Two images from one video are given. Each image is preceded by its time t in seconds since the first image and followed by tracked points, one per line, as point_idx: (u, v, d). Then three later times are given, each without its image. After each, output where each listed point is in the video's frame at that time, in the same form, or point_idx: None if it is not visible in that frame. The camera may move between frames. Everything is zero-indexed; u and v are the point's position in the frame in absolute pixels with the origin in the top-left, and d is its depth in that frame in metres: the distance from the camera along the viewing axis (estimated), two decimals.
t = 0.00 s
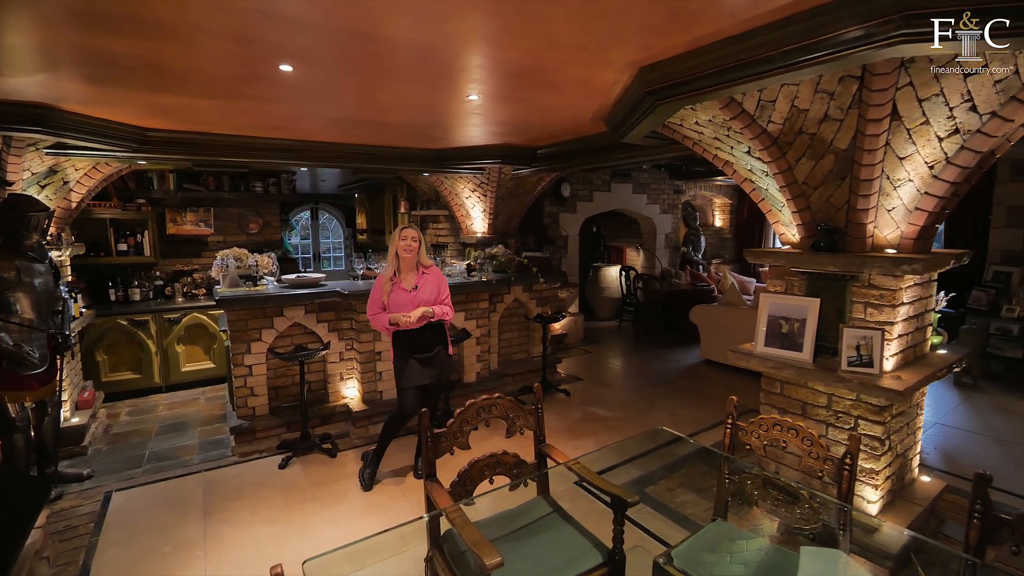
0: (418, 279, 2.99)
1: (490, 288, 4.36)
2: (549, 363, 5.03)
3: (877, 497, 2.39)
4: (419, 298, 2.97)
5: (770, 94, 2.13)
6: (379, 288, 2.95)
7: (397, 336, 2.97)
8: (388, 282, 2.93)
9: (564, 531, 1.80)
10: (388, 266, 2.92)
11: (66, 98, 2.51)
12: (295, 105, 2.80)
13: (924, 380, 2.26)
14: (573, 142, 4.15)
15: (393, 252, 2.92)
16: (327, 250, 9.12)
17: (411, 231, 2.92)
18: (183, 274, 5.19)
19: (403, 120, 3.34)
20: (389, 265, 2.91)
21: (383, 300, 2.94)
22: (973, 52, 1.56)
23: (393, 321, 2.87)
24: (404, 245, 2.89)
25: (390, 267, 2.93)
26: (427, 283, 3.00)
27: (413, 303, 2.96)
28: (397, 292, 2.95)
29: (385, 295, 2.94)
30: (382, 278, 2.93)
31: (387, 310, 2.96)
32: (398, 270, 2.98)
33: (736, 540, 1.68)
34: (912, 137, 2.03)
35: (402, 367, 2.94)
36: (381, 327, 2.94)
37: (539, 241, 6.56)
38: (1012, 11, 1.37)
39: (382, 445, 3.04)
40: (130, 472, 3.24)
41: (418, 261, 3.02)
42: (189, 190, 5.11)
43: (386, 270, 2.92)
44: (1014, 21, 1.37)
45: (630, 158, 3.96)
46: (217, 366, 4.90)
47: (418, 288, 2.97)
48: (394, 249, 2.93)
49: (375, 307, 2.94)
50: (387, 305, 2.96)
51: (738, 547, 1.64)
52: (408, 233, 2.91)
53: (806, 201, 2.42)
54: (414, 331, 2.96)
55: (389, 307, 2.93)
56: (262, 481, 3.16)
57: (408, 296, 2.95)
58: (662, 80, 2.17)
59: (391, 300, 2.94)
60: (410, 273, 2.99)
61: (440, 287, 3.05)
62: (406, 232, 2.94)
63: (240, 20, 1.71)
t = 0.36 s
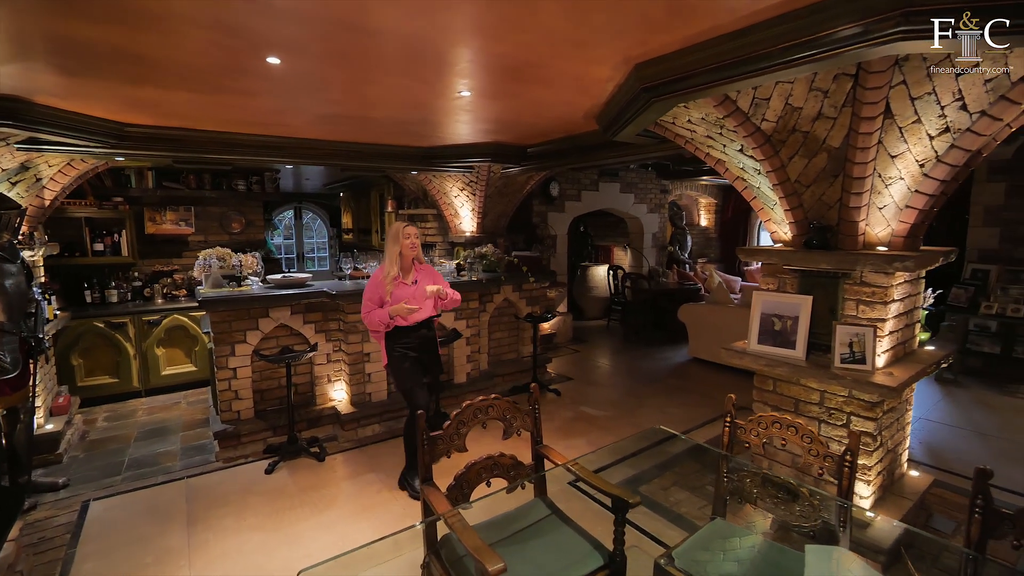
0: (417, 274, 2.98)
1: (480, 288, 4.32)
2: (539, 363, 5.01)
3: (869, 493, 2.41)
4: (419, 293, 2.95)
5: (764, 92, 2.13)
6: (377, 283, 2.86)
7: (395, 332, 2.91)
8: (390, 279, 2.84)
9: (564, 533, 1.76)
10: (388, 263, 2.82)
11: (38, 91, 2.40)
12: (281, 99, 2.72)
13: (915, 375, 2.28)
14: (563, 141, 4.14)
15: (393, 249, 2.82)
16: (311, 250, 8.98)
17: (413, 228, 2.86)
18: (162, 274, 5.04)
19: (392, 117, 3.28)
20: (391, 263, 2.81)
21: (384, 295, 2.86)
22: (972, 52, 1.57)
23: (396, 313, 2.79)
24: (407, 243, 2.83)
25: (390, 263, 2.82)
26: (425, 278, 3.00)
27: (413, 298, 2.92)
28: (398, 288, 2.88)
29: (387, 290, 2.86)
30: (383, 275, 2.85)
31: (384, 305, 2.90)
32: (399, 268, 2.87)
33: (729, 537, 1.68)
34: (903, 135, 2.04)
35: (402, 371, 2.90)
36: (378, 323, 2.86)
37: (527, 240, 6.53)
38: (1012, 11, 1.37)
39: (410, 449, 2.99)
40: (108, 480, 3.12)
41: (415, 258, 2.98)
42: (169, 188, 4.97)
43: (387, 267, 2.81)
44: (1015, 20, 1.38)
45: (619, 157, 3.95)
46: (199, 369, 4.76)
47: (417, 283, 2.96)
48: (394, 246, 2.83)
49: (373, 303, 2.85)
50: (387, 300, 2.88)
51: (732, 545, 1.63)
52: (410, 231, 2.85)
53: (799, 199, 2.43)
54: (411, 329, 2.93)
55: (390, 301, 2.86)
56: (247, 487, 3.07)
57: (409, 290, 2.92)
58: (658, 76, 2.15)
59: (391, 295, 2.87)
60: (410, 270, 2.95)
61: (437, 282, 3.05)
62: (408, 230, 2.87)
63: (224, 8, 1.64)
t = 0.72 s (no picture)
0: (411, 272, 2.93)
1: (470, 287, 4.28)
2: (528, 363, 4.98)
3: (862, 489, 2.43)
4: (415, 293, 2.91)
5: (760, 89, 2.12)
6: (372, 283, 2.79)
7: (390, 334, 2.84)
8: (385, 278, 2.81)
9: (564, 536, 1.72)
10: (382, 262, 2.80)
11: (6, 81, 2.28)
12: (266, 93, 2.64)
13: (908, 372, 2.30)
14: (554, 139, 4.11)
15: (387, 250, 2.80)
16: (294, 250, 8.84)
17: (405, 227, 2.80)
18: (140, 275, 4.88)
19: (381, 113, 3.20)
20: (383, 262, 2.80)
21: (380, 293, 2.80)
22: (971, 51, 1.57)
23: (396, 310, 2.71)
24: (399, 245, 2.78)
25: (384, 263, 2.81)
26: (420, 278, 2.95)
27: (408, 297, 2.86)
28: (394, 286, 2.83)
29: (383, 288, 2.80)
30: (377, 275, 2.80)
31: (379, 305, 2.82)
32: (393, 267, 2.85)
33: (721, 535, 1.65)
34: (897, 132, 2.05)
35: (398, 377, 2.83)
36: (374, 324, 2.76)
37: (516, 239, 6.50)
38: (1013, 11, 1.36)
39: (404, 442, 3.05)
40: (84, 489, 2.99)
41: (409, 258, 2.93)
42: (147, 186, 4.83)
43: (382, 266, 2.80)
44: (1016, 19, 1.37)
45: (609, 155, 3.95)
46: (180, 372, 4.62)
47: (413, 283, 2.91)
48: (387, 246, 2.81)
49: (369, 302, 2.78)
50: (381, 300, 2.81)
51: (726, 543, 1.61)
52: (402, 231, 2.79)
53: (792, 196, 2.44)
54: (405, 331, 2.87)
55: (386, 300, 2.79)
56: (232, 494, 2.97)
57: (405, 289, 2.86)
58: (654, 72, 2.12)
59: (387, 294, 2.81)
60: (404, 270, 2.91)
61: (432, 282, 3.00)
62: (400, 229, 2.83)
63: None
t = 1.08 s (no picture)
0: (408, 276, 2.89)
1: (459, 287, 4.22)
2: (518, 363, 4.93)
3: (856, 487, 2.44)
4: (413, 295, 2.88)
5: (755, 85, 2.10)
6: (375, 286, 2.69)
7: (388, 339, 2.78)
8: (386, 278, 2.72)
9: (563, 542, 1.68)
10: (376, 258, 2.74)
11: None
12: (249, 85, 2.54)
13: (901, 369, 2.31)
14: (543, 136, 4.07)
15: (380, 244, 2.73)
16: (277, 250, 8.65)
17: (398, 224, 2.74)
18: (115, 276, 4.70)
19: (368, 108, 3.12)
20: (379, 260, 2.72)
21: (383, 295, 2.70)
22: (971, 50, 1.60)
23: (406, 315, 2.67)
24: (392, 240, 2.71)
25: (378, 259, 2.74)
26: (416, 279, 2.93)
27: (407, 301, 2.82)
28: (394, 288, 2.77)
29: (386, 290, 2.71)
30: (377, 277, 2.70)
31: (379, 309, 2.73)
32: (392, 266, 2.78)
33: (716, 538, 1.64)
34: (891, 130, 2.05)
35: (393, 384, 2.77)
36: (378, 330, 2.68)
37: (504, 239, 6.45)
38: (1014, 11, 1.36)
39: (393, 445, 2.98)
40: (57, 500, 2.86)
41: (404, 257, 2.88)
42: (122, 183, 4.68)
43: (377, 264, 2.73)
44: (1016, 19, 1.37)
45: (599, 153, 3.92)
46: (157, 376, 4.47)
47: (410, 285, 2.88)
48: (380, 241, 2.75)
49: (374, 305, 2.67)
50: (383, 302, 2.72)
51: (720, 543, 1.60)
52: (395, 226, 2.73)
53: (786, 194, 2.43)
54: (400, 336, 2.83)
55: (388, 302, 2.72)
56: (214, 503, 2.86)
57: (405, 292, 2.82)
58: (650, 67, 2.09)
59: (388, 298, 2.73)
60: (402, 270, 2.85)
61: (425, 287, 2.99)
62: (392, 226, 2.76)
63: None
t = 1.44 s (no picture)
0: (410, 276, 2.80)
1: (447, 287, 4.15)
2: (507, 364, 4.88)
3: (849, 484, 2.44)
4: (415, 296, 2.79)
5: (750, 80, 2.07)
6: (376, 289, 2.60)
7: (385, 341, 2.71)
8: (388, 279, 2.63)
9: (563, 549, 1.62)
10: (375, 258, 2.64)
11: None
12: (229, 77, 2.43)
13: (894, 366, 2.31)
14: (533, 133, 4.02)
15: (377, 246, 2.65)
16: (258, 251, 8.46)
17: (395, 223, 2.65)
18: (87, 276, 4.50)
19: (354, 102, 3.03)
20: (380, 262, 2.63)
21: (383, 297, 2.62)
22: (972, 50, 1.61)
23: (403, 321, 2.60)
24: (391, 238, 2.63)
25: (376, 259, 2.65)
26: (419, 280, 2.83)
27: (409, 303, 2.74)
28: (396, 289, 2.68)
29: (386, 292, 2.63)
30: (378, 280, 2.61)
31: (380, 311, 2.65)
32: (392, 266, 2.70)
33: (709, 540, 1.66)
34: (885, 126, 2.05)
35: (388, 387, 2.70)
36: (377, 334, 2.62)
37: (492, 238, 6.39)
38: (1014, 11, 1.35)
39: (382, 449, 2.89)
40: (23, 514, 2.71)
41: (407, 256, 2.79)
42: (95, 180, 4.52)
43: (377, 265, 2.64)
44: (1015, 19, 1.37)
45: (589, 150, 3.89)
46: (133, 380, 4.30)
47: (412, 286, 2.79)
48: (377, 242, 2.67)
49: (371, 307, 2.60)
50: (383, 304, 2.65)
51: (712, 542, 1.63)
52: (393, 224, 2.65)
53: (779, 191, 2.42)
54: (399, 338, 2.75)
55: (388, 305, 2.64)
56: (193, 512, 2.74)
57: (408, 295, 2.73)
58: (645, 62, 2.05)
59: (389, 300, 2.64)
60: (404, 270, 2.76)
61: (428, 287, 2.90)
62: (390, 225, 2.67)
63: None
